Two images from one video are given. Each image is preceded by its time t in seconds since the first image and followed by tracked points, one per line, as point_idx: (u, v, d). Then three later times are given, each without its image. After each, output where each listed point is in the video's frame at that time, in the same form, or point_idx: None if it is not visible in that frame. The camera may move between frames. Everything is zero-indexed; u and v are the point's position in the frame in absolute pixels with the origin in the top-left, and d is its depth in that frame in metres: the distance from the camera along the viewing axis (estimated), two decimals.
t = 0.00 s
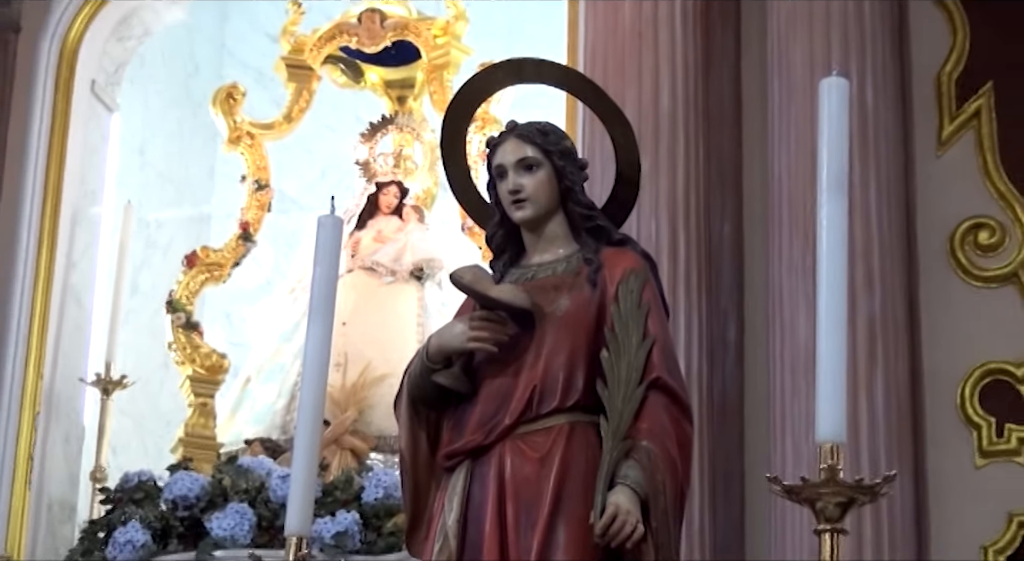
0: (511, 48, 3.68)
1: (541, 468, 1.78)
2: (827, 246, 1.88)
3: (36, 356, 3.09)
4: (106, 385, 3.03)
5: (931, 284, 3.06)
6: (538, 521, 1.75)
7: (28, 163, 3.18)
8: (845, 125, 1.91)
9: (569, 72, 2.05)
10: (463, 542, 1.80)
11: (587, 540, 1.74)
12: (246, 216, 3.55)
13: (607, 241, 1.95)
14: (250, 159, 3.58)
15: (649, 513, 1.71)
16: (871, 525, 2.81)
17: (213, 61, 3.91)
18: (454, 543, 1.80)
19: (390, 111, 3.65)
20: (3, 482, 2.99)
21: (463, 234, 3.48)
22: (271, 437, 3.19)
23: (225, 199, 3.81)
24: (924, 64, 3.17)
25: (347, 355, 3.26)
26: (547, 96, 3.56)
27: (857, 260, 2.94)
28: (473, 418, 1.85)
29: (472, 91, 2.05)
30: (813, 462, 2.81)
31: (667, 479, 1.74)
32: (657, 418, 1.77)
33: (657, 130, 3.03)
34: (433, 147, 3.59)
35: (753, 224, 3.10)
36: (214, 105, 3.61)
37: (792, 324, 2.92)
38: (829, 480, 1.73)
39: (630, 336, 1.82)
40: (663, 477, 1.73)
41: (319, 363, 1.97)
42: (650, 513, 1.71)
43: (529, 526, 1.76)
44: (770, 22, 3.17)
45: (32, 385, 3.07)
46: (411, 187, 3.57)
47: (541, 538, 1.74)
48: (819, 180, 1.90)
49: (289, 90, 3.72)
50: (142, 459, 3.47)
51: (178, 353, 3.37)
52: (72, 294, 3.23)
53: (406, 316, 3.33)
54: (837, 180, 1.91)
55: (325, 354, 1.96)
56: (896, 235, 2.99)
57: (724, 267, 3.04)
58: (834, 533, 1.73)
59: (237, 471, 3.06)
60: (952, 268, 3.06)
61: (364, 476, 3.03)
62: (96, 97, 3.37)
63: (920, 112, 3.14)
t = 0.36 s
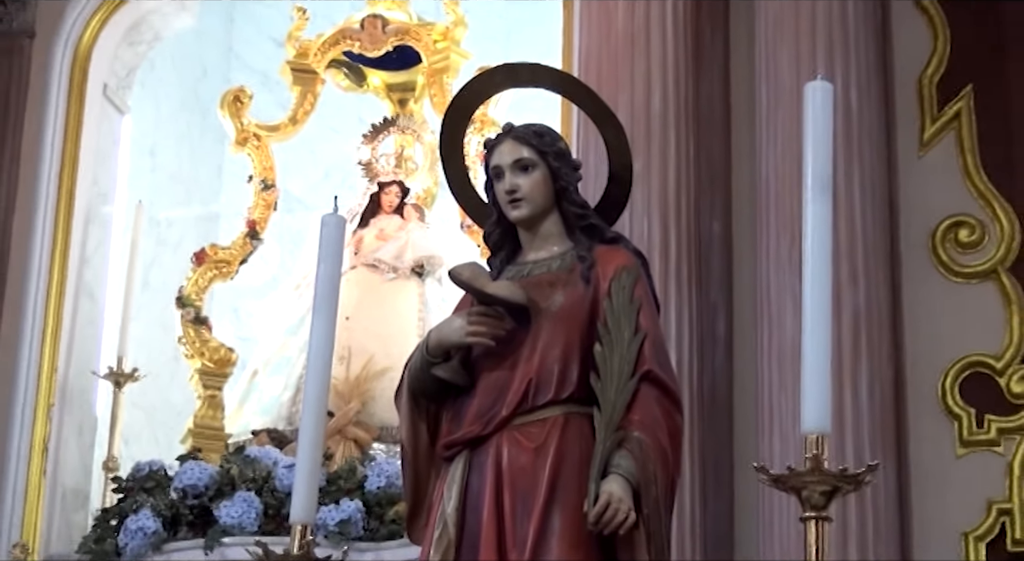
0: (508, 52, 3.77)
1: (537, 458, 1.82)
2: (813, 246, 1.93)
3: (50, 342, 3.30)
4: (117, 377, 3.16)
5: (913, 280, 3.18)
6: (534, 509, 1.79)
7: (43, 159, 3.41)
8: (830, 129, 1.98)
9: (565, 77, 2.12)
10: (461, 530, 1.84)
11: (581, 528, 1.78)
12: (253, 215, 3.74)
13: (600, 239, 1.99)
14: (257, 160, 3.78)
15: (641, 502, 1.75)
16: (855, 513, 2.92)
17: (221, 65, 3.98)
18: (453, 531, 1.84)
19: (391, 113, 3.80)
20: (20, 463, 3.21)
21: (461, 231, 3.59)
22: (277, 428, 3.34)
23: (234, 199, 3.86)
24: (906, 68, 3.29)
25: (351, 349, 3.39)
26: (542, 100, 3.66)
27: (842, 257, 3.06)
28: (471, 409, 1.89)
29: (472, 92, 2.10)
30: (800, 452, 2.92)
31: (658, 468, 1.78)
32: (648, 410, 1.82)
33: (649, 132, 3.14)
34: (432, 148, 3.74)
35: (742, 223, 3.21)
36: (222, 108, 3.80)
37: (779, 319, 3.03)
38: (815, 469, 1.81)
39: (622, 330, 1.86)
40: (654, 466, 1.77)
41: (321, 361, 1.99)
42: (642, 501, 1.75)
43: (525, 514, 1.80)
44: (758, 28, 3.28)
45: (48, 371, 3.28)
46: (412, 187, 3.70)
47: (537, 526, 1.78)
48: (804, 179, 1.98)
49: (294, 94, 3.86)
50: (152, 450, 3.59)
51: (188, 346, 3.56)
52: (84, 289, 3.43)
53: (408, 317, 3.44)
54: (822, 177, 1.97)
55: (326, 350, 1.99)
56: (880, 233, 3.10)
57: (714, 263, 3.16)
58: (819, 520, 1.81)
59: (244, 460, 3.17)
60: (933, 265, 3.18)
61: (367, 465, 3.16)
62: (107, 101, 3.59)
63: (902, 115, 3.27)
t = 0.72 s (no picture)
0: (507, 57, 3.88)
1: (534, 446, 1.87)
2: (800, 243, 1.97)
3: (65, 333, 3.44)
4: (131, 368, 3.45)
5: (897, 275, 3.30)
6: (531, 495, 1.84)
7: (59, 160, 3.54)
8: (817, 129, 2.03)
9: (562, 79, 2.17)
10: (461, 516, 1.89)
11: (576, 513, 1.83)
12: (260, 212, 3.91)
13: (595, 235, 2.04)
14: (264, 159, 3.93)
15: (635, 488, 1.81)
16: (841, 498, 3.03)
17: (231, 69, 4.09)
18: (453, 516, 1.89)
19: (393, 114, 3.92)
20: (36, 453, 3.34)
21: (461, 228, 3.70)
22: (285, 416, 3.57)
23: (241, 196, 3.97)
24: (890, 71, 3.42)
25: (355, 342, 3.52)
26: (540, 102, 3.78)
27: (828, 252, 3.17)
28: (471, 399, 1.94)
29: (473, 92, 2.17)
30: (788, 440, 3.03)
31: (650, 456, 1.83)
32: (641, 400, 1.87)
33: (642, 131, 3.25)
34: (433, 147, 3.85)
35: (732, 220, 3.33)
36: (231, 109, 3.96)
37: (768, 313, 3.14)
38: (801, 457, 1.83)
39: (616, 323, 1.92)
40: (647, 454, 1.83)
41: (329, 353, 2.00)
42: (635, 488, 1.80)
43: (522, 501, 1.85)
44: (747, 31, 3.41)
45: (62, 362, 3.42)
46: (414, 185, 3.81)
47: (534, 512, 1.83)
48: (792, 177, 2.02)
49: (300, 96, 3.99)
50: (163, 439, 3.71)
51: (197, 339, 3.71)
52: (97, 282, 3.60)
53: (409, 313, 3.57)
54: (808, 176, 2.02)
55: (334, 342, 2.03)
56: (865, 228, 3.21)
57: (705, 259, 3.28)
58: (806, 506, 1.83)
59: (253, 449, 3.30)
60: (916, 261, 3.30)
61: (370, 453, 3.28)
62: (120, 102, 3.76)
63: (886, 115, 3.39)
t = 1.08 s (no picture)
0: (505, 58, 3.99)
1: (530, 433, 1.97)
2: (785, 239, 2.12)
3: (77, 325, 3.56)
4: (140, 358, 3.67)
5: (880, 269, 3.42)
6: (527, 480, 1.95)
7: (71, 159, 3.66)
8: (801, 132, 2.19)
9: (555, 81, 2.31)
10: (459, 500, 1.99)
11: (570, 497, 1.93)
12: (266, 208, 4.02)
13: (588, 229, 2.15)
14: (269, 157, 4.06)
15: (626, 472, 1.92)
16: (825, 483, 3.16)
17: (237, 69, 4.21)
18: (452, 500, 1.99)
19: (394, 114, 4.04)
20: (49, 441, 3.46)
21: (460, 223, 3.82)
22: (290, 407, 3.67)
23: (248, 193, 4.08)
24: (874, 73, 3.54)
25: (357, 333, 3.65)
26: (536, 102, 3.89)
27: (814, 247, 3.29)
28: (469, 387, 2.04)
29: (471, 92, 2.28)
30: (775, 428, 3.14)
31: (641, 442, 1.94)
32: (632, 388, 1.98)
33: (635, 131, 3.37)
34: (434, 145, 3.96)
35: (723, 216, 3.44)
36: (237, 108, 4.10)
37: (756, 305, 3.26)
38: (788, 443, 1.98)
39: (608, 315, 2.02)
40: (637, 441, 1.94)
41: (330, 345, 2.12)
42: (627, 473, 1.91)
43: (519, 486, 1.95)
44: (736, 34, 3.53)
45: (74, 354, 3.54)
46: (415, 182, 3.93)
47: (530, 496, 1.93)
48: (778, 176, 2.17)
49: (305, 95, 4.12)
50: (171, 428, 3.84)
51: (205, 329, 3.86)
52: (109, 277, 3.72)
53: (409, 304, 3.68)
54: (795, 174, 2.17)
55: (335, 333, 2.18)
56: (850, 224, 3.33)
57: (696, 254, 3.39)
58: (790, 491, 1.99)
59: (258, 436, 3.43)
60: (900, 256, 3.42)
61: (372, 441, 3.41)
62: (130, 102, 3.89)
63: (871, 116, 3.51)
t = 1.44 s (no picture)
0: (501, 57, 4.12)
1: (525, 419, 2.02)
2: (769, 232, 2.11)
3: (89, 316, 3.69)
4: (150, 349, 3.85)
5: (865, 262, 3.54)
6: (522, 464, 2.00)
7: (83, 155, 3.77)
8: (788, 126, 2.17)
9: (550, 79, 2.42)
10: (456, 483, 2.04)
11: (564, 481, 1.99)
12: (271, 203, 4.17)
13: (581, 222, 2.20)
14: (275, 154, 4.20)
15: (618, 458, 1.97)
16: (810, 467, 3.28)
17: (243, 69, 4.35)
18: (449, 483, 2.04)
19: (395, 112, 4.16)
20: (62, 428, 3.58)
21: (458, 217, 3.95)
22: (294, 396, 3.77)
23: (254, 189, 4.23)
24: (858, 72, 3.67)
25: (359, 323, 3.77)
26: (532, 101, 4.00)
27: (800, 241, 3.41)
28: (466, 375, 2.09)
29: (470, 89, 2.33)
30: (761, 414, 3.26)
31: (632, 428, 1.99)
32: (624, 376, 2.03)
33: (627, 128, 3.49)
34: (433, 142, 4.08)
35: (712, 210, 3.57)
36: (243, 107, 4.25)
37: (744, 297, 3.38)
38: (773, 428, 1.98)
39: (601, 305, 2.08)
40: (629, 426, 1.99)
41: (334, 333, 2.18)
42: (619, 458, 1.96)
43: (515, 470, 2.00)
44: (725, 35, 3.66)
45: (86, 345, 3.66)
46: (415, 178, 4.04)
47: (525, 480, 1.98)
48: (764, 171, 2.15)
49: (309, 95, 4.27)
50: (180, 416, 3.97)
51: (212, 321, 4.00)
52: (119, 270, 3.85)
53: (409, 295, 3.81)
54: (780, 168, 2.16)
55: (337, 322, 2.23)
56: (834, 218, 3.46)
57: (686, 248, 3.52)
58: (777, 475, 1.98)
59: (264, 424, 3.54)
60: (883, 248, 3.54)
61: (374, 428, 3.53)
62: (139, 101, 4.02)
63: (855, 114, 3.64)
